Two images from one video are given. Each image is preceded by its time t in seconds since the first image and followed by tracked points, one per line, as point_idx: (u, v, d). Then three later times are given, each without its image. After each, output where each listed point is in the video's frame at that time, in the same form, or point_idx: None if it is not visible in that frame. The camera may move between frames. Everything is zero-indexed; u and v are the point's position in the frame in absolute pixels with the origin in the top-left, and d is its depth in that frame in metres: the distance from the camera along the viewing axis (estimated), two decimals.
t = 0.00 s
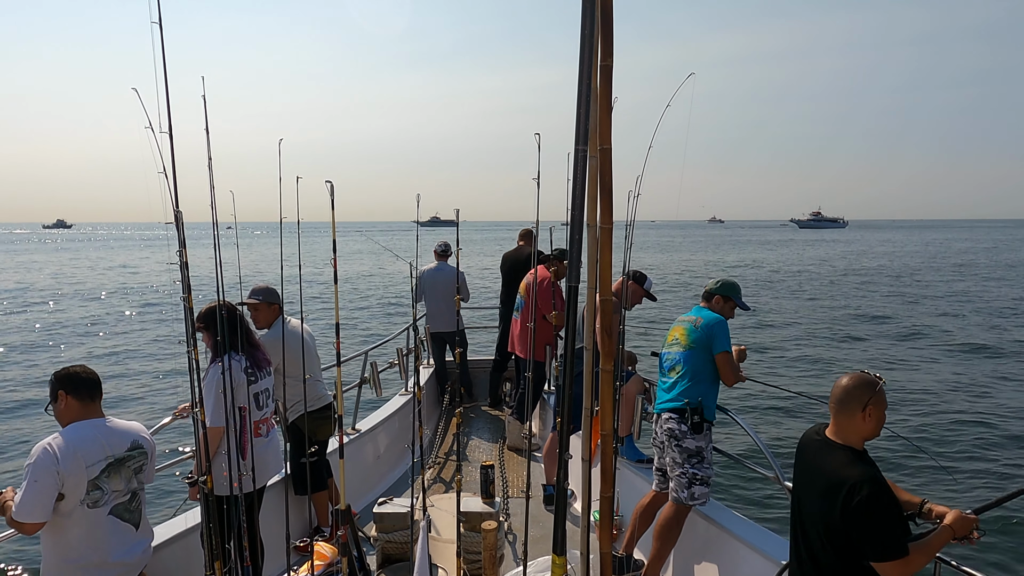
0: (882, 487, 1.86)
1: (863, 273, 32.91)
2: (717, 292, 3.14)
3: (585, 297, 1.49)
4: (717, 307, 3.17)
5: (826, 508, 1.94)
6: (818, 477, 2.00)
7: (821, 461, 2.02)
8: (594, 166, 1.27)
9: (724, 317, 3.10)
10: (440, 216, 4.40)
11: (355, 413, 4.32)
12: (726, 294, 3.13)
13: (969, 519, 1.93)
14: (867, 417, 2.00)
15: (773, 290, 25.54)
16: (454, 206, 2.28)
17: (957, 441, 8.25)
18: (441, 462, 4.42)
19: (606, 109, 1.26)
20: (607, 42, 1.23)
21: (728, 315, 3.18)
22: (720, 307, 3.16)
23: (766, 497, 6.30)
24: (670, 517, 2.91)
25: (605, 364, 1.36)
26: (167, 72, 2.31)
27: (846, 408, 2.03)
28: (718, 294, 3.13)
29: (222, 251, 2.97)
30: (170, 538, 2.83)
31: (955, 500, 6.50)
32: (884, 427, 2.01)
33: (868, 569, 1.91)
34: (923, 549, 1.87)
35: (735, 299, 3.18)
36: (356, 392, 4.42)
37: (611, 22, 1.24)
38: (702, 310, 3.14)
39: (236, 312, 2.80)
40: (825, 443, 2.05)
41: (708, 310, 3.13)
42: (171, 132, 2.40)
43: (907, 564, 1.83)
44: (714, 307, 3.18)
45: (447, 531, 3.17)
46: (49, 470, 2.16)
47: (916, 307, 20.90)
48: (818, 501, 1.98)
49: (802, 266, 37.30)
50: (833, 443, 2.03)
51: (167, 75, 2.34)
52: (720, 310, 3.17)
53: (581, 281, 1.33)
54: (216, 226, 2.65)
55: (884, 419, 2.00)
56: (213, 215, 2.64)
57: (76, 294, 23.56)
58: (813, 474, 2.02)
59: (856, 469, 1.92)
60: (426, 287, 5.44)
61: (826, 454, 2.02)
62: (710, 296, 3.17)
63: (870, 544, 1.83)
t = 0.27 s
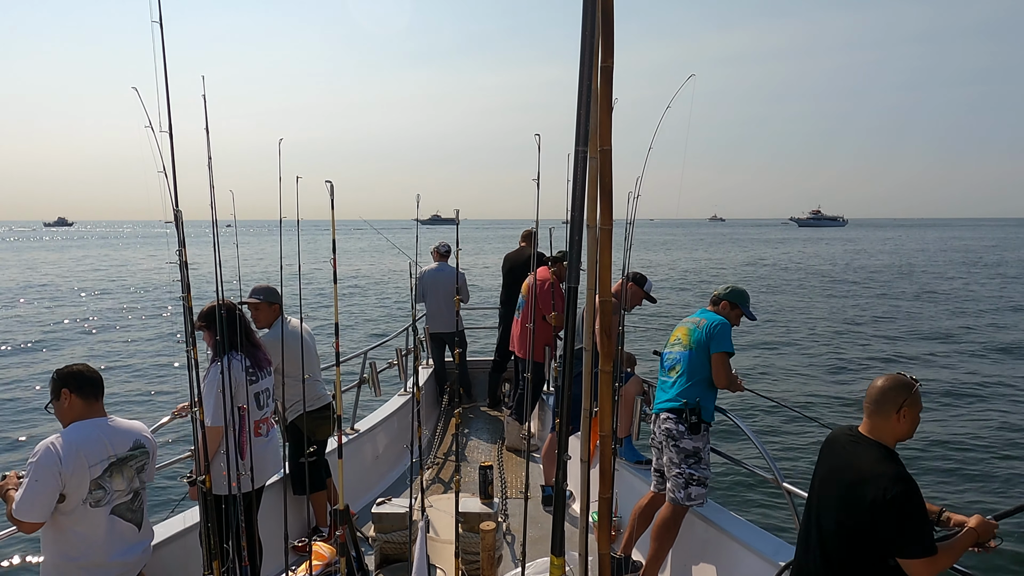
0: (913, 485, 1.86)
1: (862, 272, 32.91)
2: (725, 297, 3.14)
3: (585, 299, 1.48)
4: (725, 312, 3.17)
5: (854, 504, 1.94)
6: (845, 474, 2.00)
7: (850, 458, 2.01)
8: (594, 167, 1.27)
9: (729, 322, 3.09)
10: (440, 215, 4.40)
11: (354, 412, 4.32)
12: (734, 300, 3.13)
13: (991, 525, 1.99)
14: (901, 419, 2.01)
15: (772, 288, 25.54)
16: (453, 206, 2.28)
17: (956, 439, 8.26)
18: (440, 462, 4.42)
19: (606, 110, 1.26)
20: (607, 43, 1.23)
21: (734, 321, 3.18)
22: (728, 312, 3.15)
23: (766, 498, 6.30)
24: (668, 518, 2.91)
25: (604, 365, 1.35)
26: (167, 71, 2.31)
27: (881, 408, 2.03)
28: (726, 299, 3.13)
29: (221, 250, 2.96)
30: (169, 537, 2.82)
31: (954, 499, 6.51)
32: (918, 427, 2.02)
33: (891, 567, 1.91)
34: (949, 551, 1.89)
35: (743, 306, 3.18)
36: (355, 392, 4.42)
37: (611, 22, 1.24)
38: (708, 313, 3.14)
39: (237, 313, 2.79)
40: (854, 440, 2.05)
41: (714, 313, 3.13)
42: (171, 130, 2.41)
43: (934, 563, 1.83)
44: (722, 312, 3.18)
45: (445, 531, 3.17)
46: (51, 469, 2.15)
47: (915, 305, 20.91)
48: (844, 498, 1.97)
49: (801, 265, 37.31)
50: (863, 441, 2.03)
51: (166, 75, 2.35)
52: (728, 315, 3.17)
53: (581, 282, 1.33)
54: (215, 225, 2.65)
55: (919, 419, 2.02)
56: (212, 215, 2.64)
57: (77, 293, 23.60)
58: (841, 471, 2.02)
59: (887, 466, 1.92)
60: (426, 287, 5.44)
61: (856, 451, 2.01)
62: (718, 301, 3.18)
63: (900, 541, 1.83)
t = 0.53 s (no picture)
0: (937, 487, 1.99)
1: (862, 271, 32.86)
2: (728, 300, 3.13)
3: (584, 299, 1.48)
4: (726, 314, 3.16)
5: (880, 501, 2.05)
6: (871, 471, 2.11)
7: (876, 458, 2.13)
8: (594, 167, 1.26)
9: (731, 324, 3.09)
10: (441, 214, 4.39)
11: (353, 412, 4.32)
12: (735, 302, 3.12)
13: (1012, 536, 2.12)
14: (931, 425, 2.11)
15: (772, 288, 25.51)
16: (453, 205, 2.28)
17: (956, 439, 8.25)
18: (439, 462, 4.42)
19: (606, 110, 1.26)
20: (608, 43, 1.23)
21: (735, 323, 3.18)
22: (729, 314, 3.15)
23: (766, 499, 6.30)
24: (666, 518, 2.91)
25: (603, 365, 1.35)
26: (168, 70, 2.31)
27: (913, 415, 2.14)
28: (728, 301, 3.13)
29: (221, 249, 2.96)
30: (168, 535, 2.83)
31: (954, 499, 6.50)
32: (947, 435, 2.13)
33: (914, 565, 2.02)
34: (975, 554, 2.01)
35: (744, 309, 3.18)
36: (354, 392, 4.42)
37: (612, 21, 1.23)
38: (710, 314, 3.14)
39: (237, 311, 2.79)
40: (881, 442, 2.17)
41: (715, 315, 3.13)
42: (172, 129, 2.41)
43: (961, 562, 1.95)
44: (723, 313, 3.17)
45: (444, 531, 3.16)
46: (50, 468, 2.15)
47: (914, 304, 20.89)
48: (868, 494, 2.09)
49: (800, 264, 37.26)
50: (891, 444, 2.14)
51: (168, 76, 2.35)
52: (729, 317, 3.17)
53: (581, 283, 1.33)
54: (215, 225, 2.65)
55: (948, 426, 2.12)
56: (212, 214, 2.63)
57: (76, 290, 23.57)
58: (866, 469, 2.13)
59: (914, 469, 2.04)
60: (425, 287, 5.44)
61: (882, 452, 2.13)
62: (719, 302, 3.17)
63: (928, 540, 1.96)
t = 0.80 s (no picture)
0: (947, 484, 1.99)
1: (862, 270, 32.83)
2: (732, 301, 3.12)
3: (584, 298, 1.48)
4: (728, 315, 3.16)
5: (888, 497, 2.06)
6: (880, 469, 2.12)
7: (885, 457, 2.14)
8: (594, 167, 1.26)
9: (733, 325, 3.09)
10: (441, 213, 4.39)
11: (352, 411, 4.32)
12: (737, 303, 3.12)
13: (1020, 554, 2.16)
14: (947, 433, 2.12)
15: (772, 287, 25.50)
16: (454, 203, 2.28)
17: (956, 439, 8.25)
18: (438, 461, 4.43)
19: (606, 110, 1.26)
20: (609, 43, 1.23)
21: (738, 325, 3.17)
22: (730, 315, 3.15)
23: (766, 498, 6.30)
24: (665, 517, 2.91)
25: (602, 364, 1.35)
26: (167, 69, 2.30)
27: (930, 420, 2.14)
28: (730, 302, 3.12)
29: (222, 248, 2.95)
30: (167, 534, 2.83)
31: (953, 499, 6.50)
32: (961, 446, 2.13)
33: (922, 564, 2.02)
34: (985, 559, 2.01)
35: (746, 311, 3.17)
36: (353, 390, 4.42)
37: (613, 21, 1.23)
38: (712, 314, 3.13)
39: (237, 309, 2.79)
40: (892, 441, 2.18)
41: (716, 315, 3.12)
42: (172, 127, 2.40)
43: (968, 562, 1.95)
44: (725, 314, 3.17)
45: (443, 530, 3.15)
46: (49, 466, 2.15)
47: (915, 304, 20.87)
48: (876, 491, 2.10)
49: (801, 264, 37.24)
50: (902, 443, 2.15)
51: (167, 74, 2.35)
52: (730, 318, 3.17)
53: (580, 283, 1.33)
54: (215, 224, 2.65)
55: (963, 437, 2.13)
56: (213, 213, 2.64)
57: (76, 288, 23.57)
58: (875, 467, 2.14)
59: (922, 467, 2.04)
60: (425, 285, 5.44)
61: (891, 451, 2.14)
62: (721, 304, 3.17)
63: (934, 538, 1.96)
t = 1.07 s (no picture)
0: (948, 477, 1.99)
1: (864, 270, 32.77)
2: (734, 300, 3.12)
3: (584, 297, 1.49)
4: (729, 315, 3.16)
5: (892, 492, 2.06)
6: (881, 466, 2.12)
7: (885, 453, 2.14)
8: (595, 165, 1.27)
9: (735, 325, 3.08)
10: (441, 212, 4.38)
11: (353, 409, 4.32)
12: (739, 303, 3.11)
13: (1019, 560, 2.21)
14: (947, 432, 2.12)
15: (773, 286, 25.46)
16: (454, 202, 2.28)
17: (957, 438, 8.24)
18: (439, 459, 4.43)
19: (607, 107, 1.25)
20: (609, 42, 1.22)
21: (739, 324, 3.17)
22: (731, 314, 3.15)
23: (767, 498, 6.29)
24: (666, 516, 2.91)
25: (603, 363, 1.35)
26: (168, 69, 2.31)
27: (930, 419, 2.14)
28: (732, 301, 3.12)
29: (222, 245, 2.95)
30: (168, 531, 2.83)
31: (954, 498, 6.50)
32: (960, 446, 2.13)
33: (927, 556, 2.03)
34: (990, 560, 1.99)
35: (748, 311, 3.17)
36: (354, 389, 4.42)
37: (612, 20, 1.23)
38: (713, 314, 3.13)
39: (237, 307, 2.79)
40: (891, 439, 2.18)
41: (718, 315, 3.12)
42: (173, 126, 2.40)
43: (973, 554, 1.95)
44: (726, 314, 3.17)
45: (443, 529, 3.16)
46: (52, 463, 2.16)
47: (916, 304, 20.84)
48: (879, 487, 2.10)
49: (802, 263, 37.19)
50: (902, 440, 2.15)
51: (168, 73, 2.35)
52: (731, 318, 3.16)
53: (580, 280, 1.33)
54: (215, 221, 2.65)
55: (962, 436, 2.13)
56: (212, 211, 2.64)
57: (76, 287, 23.58)
58: (876, 465, 2.14)
59: (923, 461, 2.05)
60: (425, 284, 5.45)
61: (891, 447, 2.14)
62: (724, 303, 3.16)
63: (937, 529, 1.97)
